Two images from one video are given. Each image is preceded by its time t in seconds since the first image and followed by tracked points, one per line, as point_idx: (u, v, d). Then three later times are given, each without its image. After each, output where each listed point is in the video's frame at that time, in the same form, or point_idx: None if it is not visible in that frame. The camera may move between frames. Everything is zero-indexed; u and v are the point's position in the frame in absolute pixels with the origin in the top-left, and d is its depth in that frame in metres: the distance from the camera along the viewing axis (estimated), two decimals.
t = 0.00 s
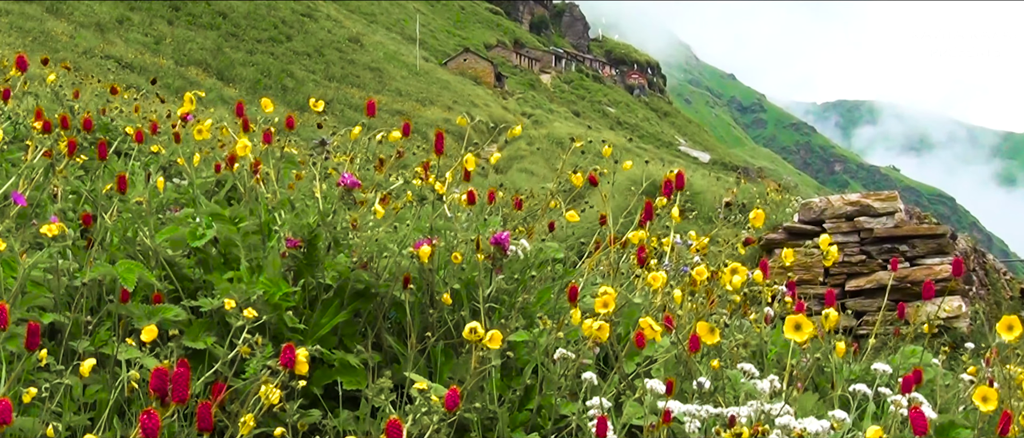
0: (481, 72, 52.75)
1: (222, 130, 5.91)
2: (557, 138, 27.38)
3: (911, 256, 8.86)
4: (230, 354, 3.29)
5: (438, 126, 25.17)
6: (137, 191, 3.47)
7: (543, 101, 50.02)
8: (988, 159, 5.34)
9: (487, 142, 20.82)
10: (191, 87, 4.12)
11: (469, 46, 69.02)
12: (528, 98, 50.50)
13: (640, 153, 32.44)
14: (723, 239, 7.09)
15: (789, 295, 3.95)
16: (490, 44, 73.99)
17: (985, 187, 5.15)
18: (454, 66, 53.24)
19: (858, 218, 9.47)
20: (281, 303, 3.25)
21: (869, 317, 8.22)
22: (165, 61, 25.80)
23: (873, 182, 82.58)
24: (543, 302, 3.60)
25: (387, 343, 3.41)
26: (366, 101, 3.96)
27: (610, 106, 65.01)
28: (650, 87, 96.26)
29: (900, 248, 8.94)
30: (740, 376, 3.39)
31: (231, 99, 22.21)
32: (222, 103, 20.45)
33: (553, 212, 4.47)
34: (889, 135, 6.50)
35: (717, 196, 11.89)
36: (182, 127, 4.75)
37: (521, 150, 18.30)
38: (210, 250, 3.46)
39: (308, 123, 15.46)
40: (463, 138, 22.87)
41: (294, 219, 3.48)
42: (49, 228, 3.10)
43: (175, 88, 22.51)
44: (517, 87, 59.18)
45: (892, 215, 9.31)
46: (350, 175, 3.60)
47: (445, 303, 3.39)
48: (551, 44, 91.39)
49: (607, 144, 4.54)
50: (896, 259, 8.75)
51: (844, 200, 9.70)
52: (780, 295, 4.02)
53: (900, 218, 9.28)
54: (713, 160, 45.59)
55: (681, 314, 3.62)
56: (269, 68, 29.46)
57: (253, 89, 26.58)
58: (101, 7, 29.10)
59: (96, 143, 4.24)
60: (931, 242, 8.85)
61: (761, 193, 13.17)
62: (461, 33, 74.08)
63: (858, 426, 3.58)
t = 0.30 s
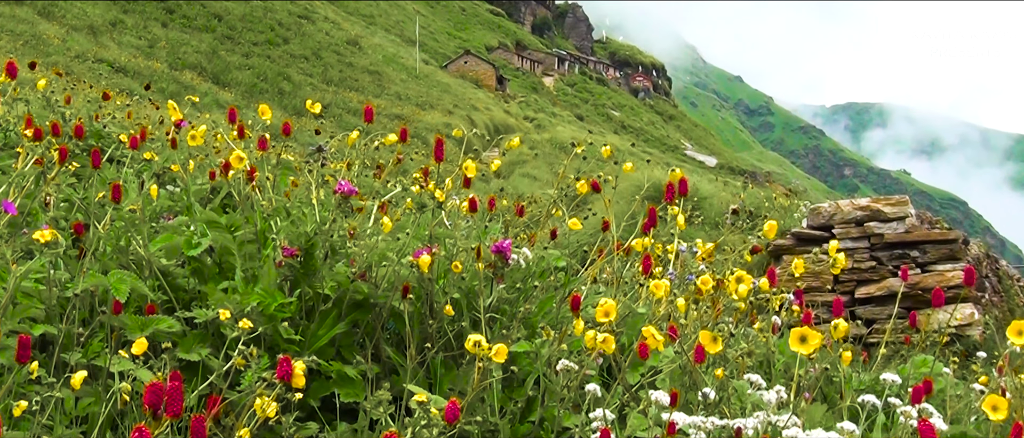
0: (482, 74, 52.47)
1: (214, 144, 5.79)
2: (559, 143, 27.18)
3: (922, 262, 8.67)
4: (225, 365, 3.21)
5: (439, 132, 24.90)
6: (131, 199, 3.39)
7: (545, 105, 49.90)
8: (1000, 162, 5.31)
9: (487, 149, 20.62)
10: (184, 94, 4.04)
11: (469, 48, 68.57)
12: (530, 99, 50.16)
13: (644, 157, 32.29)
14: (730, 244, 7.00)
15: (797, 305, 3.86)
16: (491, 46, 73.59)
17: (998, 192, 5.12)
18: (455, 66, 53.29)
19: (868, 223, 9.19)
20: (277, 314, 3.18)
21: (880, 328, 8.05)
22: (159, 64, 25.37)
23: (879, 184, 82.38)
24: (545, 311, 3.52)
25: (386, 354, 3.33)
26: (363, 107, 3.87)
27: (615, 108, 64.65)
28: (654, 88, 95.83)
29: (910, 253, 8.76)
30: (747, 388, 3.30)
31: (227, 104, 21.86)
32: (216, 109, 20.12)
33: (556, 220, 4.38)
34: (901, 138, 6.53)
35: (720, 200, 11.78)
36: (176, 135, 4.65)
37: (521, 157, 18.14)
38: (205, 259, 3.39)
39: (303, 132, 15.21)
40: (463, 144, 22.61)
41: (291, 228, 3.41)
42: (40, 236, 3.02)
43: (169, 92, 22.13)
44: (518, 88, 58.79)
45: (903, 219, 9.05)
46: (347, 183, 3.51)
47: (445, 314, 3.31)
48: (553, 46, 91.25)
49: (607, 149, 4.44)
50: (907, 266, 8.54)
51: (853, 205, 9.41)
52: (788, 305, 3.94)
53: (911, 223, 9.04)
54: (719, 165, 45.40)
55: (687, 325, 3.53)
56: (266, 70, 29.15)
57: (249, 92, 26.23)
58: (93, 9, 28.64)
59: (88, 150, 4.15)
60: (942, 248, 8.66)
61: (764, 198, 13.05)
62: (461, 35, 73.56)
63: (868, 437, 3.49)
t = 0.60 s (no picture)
0: (484, 77, 52.16)
1: (210, 155, 5.68)
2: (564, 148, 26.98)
3: (934, 268, 8.47)
4: (222, 374, 3.15)
5: (441, 138, 24.62)
6: (126, 206, 3.33)
7: (548, 109, 49.68)
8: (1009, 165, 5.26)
9: (489, 156, 20.40)
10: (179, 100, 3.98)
11: (471, 50, 68.13)
12: (533, 104, 49.96)
13: (649, 162, 32.11)
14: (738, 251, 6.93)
15: (805, 315, 3.79)
16: (494, 49, 73.17)
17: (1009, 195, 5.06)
18: (456, 70, 53.12)
19: (877, 229, 9.09)
20: (275, 323, 3.12)
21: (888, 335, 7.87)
22: (155, 68, 24.96)
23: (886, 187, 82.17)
24: (548, 320, 3.44)
25: (387, 364, 3.27)
26: (363, 112, 3.80)
27: (620, 113, 64.35)
28: (660, 92, 95.69)
29: (921, 259, 8.55)
30: (754, 398, 3.22)
31: (225, 111, 21.52)
32: (215, 115, 19.79)
33: (557, 228, 4.31)
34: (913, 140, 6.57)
35: (725, 204, 11.67)
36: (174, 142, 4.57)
37: (524, 163, 17.96)
38: (201, 268, 3.32)
39: (302, 140, 14.98)
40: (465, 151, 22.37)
41: (289, 236, 3.34)
42: (33, 246, 2.97)
43: (166, 97, 21.75)
44: (521, 91, 58.44)
45: (913, 225, 8.92)
46: (347, 190, 3.42)
47: (446, 323, 3.23)
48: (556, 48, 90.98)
49: (609, 152, 4.37)
50: (917, 272, 8.35)
51: (863, 211, 9.37)
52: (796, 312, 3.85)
53: (921, 229, 8.89)
54: (726, 171, 45.24)
55: (693, 334, 3.46)
56: (264, 74, 28.84)
57: (247, 96, 25.91)
58: (88, 12, 28.14)
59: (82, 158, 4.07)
60: (953, 253, 8.46)
61: (770, 202, 12.94)
62: (463, 37, 73.10)
63: None
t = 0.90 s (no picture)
0: (485, 81, 51.95)
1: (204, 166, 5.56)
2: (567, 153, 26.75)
3: (945, 275, 8.35)
4: (220, 386, 3.08)
5: (442, 144, 24.39)
6: (120, 214, 3.26)
7: (550, 114, 49.48)
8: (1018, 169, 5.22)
9: (491, 162, 20.24)
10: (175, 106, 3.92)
11: (472, 53, 67.75)
12: (535, 108, 49.73)
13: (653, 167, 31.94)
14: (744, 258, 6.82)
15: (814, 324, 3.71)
16: (495, 52, 72.79)
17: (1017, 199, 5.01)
18: (457, 74, 52.91)
19: (887, 235, 8.91)
20: (273, 333, 3.05)
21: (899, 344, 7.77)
22: (149, 73, 24.62)
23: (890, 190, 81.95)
24: (551, 329, 3.37)
25: (387, 375, 3.20)
26: (362, 118, 3.72)
27: (624, 117, 64.10)
28: (663, 96, 95.50)
29: (932, 266, 8.43)
30: (763, 410, 3.13)
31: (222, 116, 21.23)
32: (211, 120, 19.49)
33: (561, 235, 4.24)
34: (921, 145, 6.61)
35: (730, 209, 11.57)
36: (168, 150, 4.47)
37: (524, 169, 17.81)
38: (198, 277, 3.25)
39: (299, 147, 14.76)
40: (466, 158, 22.14)
41: (287, 244, 3.26)
42: (26, 255, 2.90)
43: (161, 102, 21.44)
44: (522, 95, 58.16)
45: (924, 231, 8.71)
46: (346, 198, 3.34)
47: (448, 332, 3.16)
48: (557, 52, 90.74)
49: (614, 157, 4.27)
50: (929, 280, 8.21)
51: (872, 216, 9.13)
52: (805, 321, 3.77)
53: (932, 235, 8.70)
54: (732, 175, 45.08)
55: (700, 343, 3.38)
56: (261, 79, 28.60)
57: (243, 101, 25.64)
58: (81, 15, 27.72)
59: (74, 165, 3.98)
60: (965, 260, 8.34)
61: (775, 207, 12.83)
62: (463, 40, 72.70)
63: None
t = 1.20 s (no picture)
0: (486, 84, 51.74)
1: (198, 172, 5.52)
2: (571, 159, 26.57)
3: (955, 282, 8.16)
4: (215, 397, 3.00)
5: (443, 150, 24.18)
6: (113, 223, 3.19)
7: (552, 118, 49.32)
8: None
9: (492, 168, 20.07)
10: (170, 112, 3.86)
11: (472, 56, 67.37)
12: (536, 112, 49.53)
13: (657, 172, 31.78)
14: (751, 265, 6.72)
15: (821, 331, 3.64)
16: (496, 54, 72.46)
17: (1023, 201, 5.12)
18: (457, 78, 52.74)
19: (896, 241, 8.77)
20: (270, 344, 2.99)
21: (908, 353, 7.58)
22: (144, 76, 24.34)
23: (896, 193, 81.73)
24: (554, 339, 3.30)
25: (387, 386, 3.13)
26: (361, 125, 3.67)
27: (627, 120, 63.84)
28: (667, 100, 95.49)
29: (942, 273, 8.25)
30: (769, 421, 3.03)
31: (218, 121, 21.00)
32: (206, 125, 19.25)
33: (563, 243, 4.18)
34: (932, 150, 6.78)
35: (735, 214, 11.48)
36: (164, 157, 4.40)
37: (526, 175, 17.65)
38: (194, 286, 3.19)
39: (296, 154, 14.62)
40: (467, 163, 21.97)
41: (284, 252, 3.20)
42: (19, 263, 2.85)
43: (155, 106, 21.19)
44: (523, 99, 57.93)
45: (934, 237, 8.63)
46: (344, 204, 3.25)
47: (449, 343, 3.09)
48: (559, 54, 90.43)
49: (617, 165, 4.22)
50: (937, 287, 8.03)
51: (881, 222, 9.02)
52: (812, 331, 3.70)
53: (943, 241, 8.60)
54: (738, 180, 44.92)
55: (704, 354, 3.31)
56: (257, 83, 28.35)
57: (239, 105, 25.40)
58: (74, 19, 27.42)
59: (66, 176, 3.90)
60: (975, 267, 8.14)
61: (780, 213, 12.73)
62: (464, 42, 72.30)
63: None
